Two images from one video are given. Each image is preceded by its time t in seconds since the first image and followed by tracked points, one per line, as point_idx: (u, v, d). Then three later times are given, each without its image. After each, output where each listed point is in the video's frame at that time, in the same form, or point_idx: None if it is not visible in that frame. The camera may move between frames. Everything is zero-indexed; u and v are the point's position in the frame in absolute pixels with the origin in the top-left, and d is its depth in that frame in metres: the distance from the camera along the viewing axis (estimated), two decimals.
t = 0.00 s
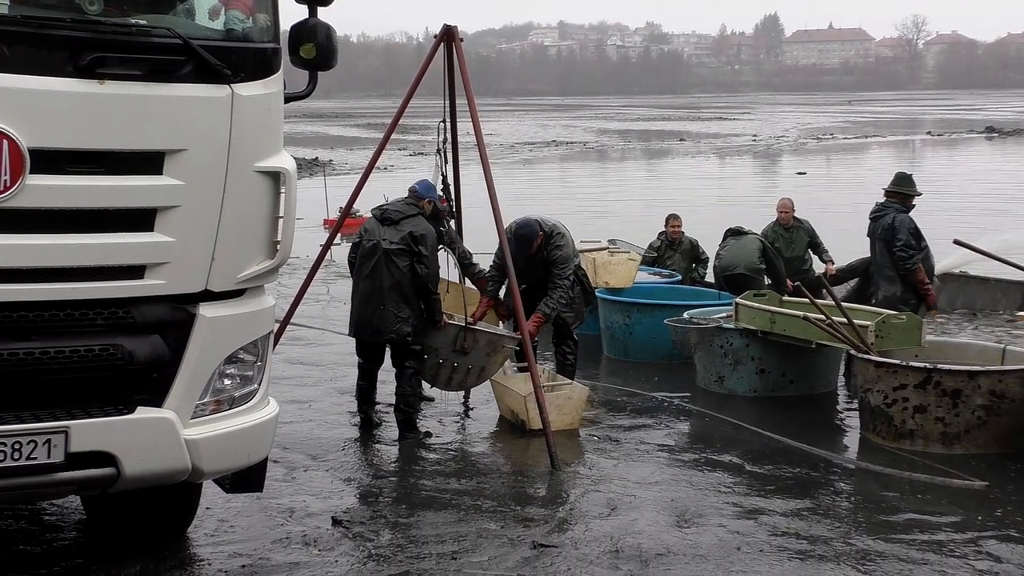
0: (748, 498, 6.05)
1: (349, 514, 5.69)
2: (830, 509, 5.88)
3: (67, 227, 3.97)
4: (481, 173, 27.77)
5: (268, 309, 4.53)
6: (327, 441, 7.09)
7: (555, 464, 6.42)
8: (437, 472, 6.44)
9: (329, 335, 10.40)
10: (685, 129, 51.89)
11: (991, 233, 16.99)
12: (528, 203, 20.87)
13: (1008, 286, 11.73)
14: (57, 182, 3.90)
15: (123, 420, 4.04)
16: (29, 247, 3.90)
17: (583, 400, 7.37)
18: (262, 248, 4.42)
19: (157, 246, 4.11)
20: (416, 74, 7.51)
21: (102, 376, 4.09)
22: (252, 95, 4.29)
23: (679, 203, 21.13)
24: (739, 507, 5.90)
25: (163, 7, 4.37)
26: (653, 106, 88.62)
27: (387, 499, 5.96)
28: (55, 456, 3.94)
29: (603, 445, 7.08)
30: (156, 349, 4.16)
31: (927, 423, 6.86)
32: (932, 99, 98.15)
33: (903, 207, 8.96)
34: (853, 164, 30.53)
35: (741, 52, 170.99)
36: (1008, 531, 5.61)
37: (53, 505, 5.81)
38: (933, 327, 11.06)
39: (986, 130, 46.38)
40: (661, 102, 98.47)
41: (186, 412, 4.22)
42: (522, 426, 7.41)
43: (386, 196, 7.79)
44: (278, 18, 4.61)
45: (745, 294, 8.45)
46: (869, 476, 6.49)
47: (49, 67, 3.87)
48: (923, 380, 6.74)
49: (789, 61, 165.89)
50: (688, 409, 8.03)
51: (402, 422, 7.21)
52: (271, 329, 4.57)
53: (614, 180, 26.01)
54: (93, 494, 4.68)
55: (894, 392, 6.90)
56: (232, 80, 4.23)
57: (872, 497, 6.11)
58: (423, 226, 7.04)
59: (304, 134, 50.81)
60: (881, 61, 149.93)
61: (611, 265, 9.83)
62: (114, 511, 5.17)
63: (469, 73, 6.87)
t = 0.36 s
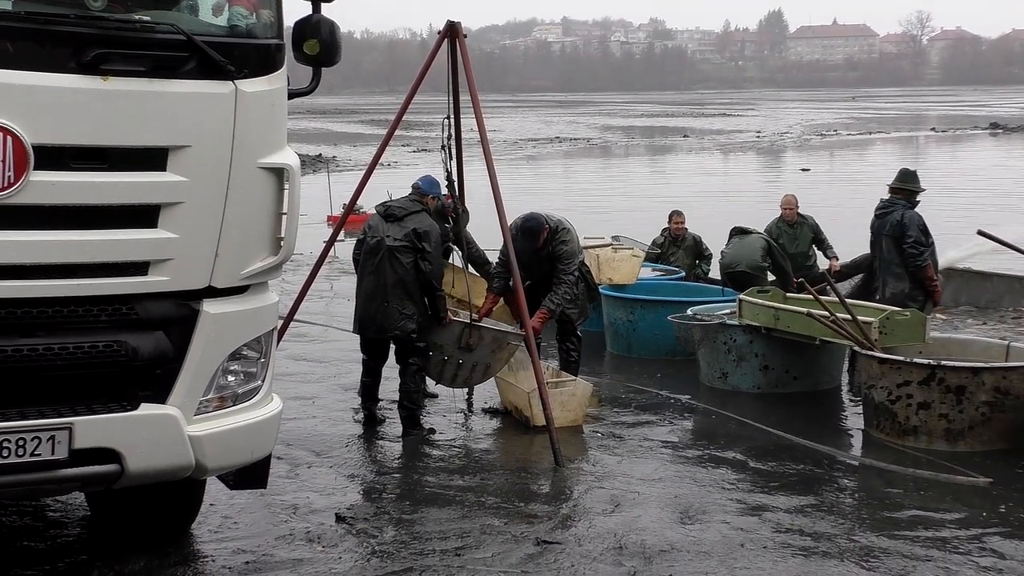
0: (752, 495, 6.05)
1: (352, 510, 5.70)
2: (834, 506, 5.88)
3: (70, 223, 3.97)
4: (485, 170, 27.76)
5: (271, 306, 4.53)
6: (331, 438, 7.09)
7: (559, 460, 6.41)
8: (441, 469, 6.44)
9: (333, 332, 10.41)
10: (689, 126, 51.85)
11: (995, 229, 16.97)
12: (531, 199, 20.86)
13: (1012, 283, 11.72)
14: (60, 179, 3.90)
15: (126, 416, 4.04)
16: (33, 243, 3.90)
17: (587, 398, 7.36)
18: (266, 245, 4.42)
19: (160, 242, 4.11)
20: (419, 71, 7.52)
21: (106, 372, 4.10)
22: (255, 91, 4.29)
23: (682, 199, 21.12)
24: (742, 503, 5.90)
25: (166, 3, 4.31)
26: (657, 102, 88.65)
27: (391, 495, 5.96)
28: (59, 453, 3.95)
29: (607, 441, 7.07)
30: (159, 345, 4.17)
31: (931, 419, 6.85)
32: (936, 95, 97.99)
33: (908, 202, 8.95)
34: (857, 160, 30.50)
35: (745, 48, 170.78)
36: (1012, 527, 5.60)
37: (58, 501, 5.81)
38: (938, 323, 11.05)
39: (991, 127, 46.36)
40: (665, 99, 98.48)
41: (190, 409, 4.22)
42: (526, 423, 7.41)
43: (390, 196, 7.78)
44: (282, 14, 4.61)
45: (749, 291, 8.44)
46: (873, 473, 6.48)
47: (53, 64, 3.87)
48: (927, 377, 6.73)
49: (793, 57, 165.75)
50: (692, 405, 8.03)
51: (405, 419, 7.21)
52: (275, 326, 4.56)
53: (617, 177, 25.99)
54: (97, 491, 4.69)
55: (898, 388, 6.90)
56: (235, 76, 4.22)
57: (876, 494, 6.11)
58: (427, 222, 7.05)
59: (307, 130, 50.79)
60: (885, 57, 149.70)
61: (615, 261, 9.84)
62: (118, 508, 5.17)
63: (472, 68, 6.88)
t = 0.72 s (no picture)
0: (756, 492, 6.05)
1: (356, 507, 5.70)
2: (838, 503, 5.88)
3: (75, 221, 3.97)
4: (488, 166, 27.74)
5: (276, 303, 4.53)
6: (335, 435, 7.09)
7: (563, 457, 6.42)
8: (445, 465, 6.45)
9: (337, 328, 10.41)
10: (692, 122, 51.82)
11: (998, 225, 16.96)
12: (535, 196, 20.86)
13: (1016, 279, 11.71)
14: (64, 176, 3.90)
15: (132, 413, 4.04)
16: (38, 240, 3.91)
17: (595, 395, 7.35)
18: (269, 242, 4.42)
19: (164, 239, 4.12)
20: (422, 69, 7.50)
21: (111, 369, 4.11)
22: (259, 88, 4.29)
23: (686, 195, 21.11)
24: (746, 500, 5.89)
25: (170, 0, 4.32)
26: (661, 99, 88.60)
27: (395, 492, 5.97)
28: (64, 449, 3.95)
29: (611, 438, 7.07)
30: (164, 343, 4.17)
31: (935, 416, 6.84)
32: (939, 92, 97.82)
33: (912, 199, 8.95)
34: (860, 156, 30.48)
35: (748, 44, 170.59)
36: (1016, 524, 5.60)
37: (62, 498, 5.82)
38: (941, 320, 11.04)
39: (994, 123, 46.32)
40: (668, 95, 98.38)
41: (194, 406, 4.23)
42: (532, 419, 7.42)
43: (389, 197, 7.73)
44: (286, 12, 4.61)
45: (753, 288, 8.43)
46: (877, 470, 6.48)
47: (57, 61, 3.87)
48: (931, 374, 6.73)
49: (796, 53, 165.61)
50: (695, 402, 8.03)
51: (409, 415, 7.21)
52: (279, 323, 4.56)
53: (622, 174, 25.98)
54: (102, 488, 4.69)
55: (902, 385, 6.89)
56: (240, 73, 4.23)
57: (880, 490, 6.10)
58: (431, 219, 7.05)
59: (311, 127, 50.82)
60: (889, 53, 149.49)
61: (619, 258, 9.84)
62: (122, 504, 5.18)
63: (476, 64, 6.86)
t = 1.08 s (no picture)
0: (761, 490, 6.05)
1: (361, 505, 5.71)
2: (843, 501, 5.88)
3: (82, 218, 3.98)
4: (493, 164, 27.72)
5: (281, 301, 4.53)
6: (340, 433, 7.10)
7: (568, 456, 6.42)
8: (450, 464, 6.45)
9: (342, 326, 10.42)
10: (698, 121, 51.75)
11: (1004, 223, 16.92)
12: (539, 194, 20.84)
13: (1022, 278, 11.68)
14: (71, 174, 3.91)
15: (138, 411, 4.05)
16: (43, 238, 3.91)
17: (605, 393, 7.35)
18: (275, 240, 4.42)
19: (170, 237, 4.12)
20: (428, 67, 7.46)
21: (117, 366, 4.11)
22: (264, 86, 4.29)
23: (691, 194, 21.08)
24: (751, 498, 5.89)
25: None
26: (666, 97, 88.52)
27: (400, 490, 5.97)
28: (70, 447, 3.96)
29: (616, 437, 7.07)
30: (169, 341, 4.18)
31: (941, 415, 6.83)
32: (945, 90, 97.62)
33: (917, 198, 8.94)
34: (866, 154, 30.43)
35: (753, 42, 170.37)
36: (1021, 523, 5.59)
37: (68, 495, 5.84)
38: (946, 319, 11.02)
39: (1001, 121, 46.20)
40: (674, 93, 98.32)
41: (200, 404, 4.23)
42: (540, 416, 7.42)
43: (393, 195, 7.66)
44: (292, 10, 4.61)
45: (758, 286, 8.42)
46: (882, 468, 6.48)
47: (63, 59, 3.87)
48: (936, 372, 6.72)
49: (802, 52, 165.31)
50: (700, 400, 8.03)
51: (414, 413, 7.23)
52: (285, 321, 4.57)
53: (627, 172, 25.95)
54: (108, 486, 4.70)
55: (908, 383, 6.88)
56: (245, 71, 4.23)
57: (885, 489, 6.10)
58: (437, 218, 7.03)
59: (316, 124, 50.81)
60: (894, 51, 149.23)
61: (624, 256, 9.81)
62: (128, 502, 5.19)
63: (481, 63, 6.83)
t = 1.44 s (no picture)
0: (766, 488, 6.04)
1: (367, 503, 5.71)
2: (849, 500, 5.87)
3: (88, 217, 3.99)
4: (498, 163, 27.71)
5: (286, 299, 4.54)
6: (345, 431, 7.10)
7: (573, 454, 6.42)
8: (455, 462, 6.45)
9: (347, 325, 10.42)
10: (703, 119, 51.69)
11: (1011, 222, 16.88)
12: (544, 193, 20.82)
13: None
14: (77, 172, 3.91)
15: (143, 409, 4.06)
16: (49, 236, 3.92)
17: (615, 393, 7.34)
18: (280, 238, 4.43)
19: (176, 236, 4.13)
20: (433, 66, 7.46)
21: (123, 364, 4.12)
22: (269, 85, 4.29)
23: (697, 192, 21.05)
24: (757, 497, 5.89)
25: None
26: (672, 96, 88.46)
27: (405, 488, 5.97)
28: (76, 445, 3.96)
29: (621, 435, 7.07)
30: (175, 339, 4.18)
31: (947, 413, 6.83)
32: (951, 88, 97.41)
33: (923, 196, 8.91)
34: (872, 152, 30.37)
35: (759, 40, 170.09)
36: None
37: (74, 493, 5.84)
38: (952, 317, 11.01)
39: (1007, 119, 46.09)
40: (679, 91, 98.22)
41: (205, 402, 4.24)
42: (547, 415, 7.43)
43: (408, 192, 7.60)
44: (298, 8, 4.62)
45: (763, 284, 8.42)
46: (888, 467, 6.47)
47: (69, 58, 3.88)
48: (942, 371, 6.71)
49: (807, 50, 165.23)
50: (705, 399, 8.03)
51: (420, 412, 7.23)
52: (290, 319, 4.57)
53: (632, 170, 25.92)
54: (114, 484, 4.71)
55: (913, 382, 6.87)
56: (251, 70, 4.24)
57: (891, 487, 6.09)
58: (445, 216, 7.03)
59: (321, 123, 50.81)
60: (900, 49, 148.94)
61: (629, 255, 9.82)
62: (133, 500, 5.20)
63: (486, 61, 6.84)
